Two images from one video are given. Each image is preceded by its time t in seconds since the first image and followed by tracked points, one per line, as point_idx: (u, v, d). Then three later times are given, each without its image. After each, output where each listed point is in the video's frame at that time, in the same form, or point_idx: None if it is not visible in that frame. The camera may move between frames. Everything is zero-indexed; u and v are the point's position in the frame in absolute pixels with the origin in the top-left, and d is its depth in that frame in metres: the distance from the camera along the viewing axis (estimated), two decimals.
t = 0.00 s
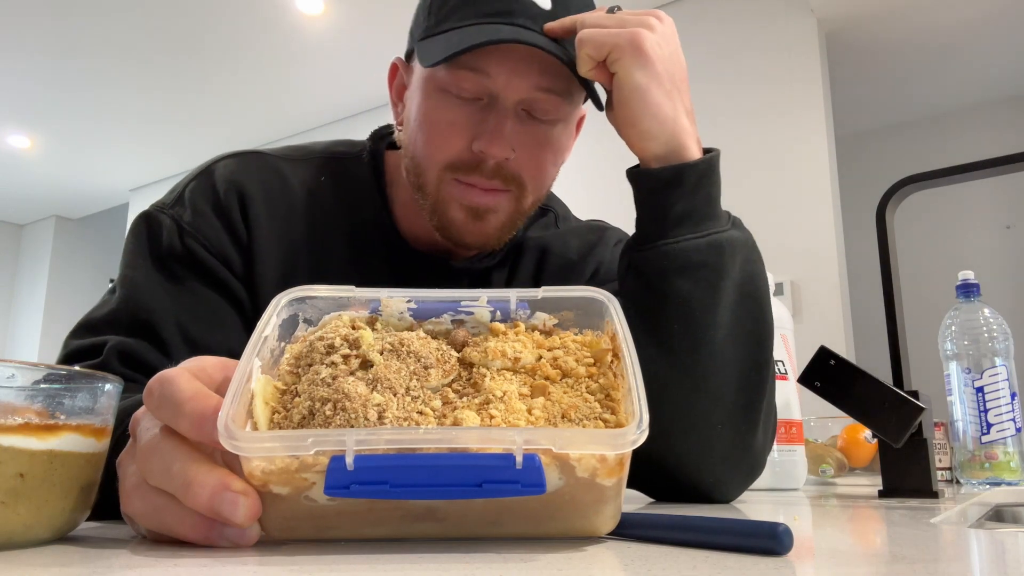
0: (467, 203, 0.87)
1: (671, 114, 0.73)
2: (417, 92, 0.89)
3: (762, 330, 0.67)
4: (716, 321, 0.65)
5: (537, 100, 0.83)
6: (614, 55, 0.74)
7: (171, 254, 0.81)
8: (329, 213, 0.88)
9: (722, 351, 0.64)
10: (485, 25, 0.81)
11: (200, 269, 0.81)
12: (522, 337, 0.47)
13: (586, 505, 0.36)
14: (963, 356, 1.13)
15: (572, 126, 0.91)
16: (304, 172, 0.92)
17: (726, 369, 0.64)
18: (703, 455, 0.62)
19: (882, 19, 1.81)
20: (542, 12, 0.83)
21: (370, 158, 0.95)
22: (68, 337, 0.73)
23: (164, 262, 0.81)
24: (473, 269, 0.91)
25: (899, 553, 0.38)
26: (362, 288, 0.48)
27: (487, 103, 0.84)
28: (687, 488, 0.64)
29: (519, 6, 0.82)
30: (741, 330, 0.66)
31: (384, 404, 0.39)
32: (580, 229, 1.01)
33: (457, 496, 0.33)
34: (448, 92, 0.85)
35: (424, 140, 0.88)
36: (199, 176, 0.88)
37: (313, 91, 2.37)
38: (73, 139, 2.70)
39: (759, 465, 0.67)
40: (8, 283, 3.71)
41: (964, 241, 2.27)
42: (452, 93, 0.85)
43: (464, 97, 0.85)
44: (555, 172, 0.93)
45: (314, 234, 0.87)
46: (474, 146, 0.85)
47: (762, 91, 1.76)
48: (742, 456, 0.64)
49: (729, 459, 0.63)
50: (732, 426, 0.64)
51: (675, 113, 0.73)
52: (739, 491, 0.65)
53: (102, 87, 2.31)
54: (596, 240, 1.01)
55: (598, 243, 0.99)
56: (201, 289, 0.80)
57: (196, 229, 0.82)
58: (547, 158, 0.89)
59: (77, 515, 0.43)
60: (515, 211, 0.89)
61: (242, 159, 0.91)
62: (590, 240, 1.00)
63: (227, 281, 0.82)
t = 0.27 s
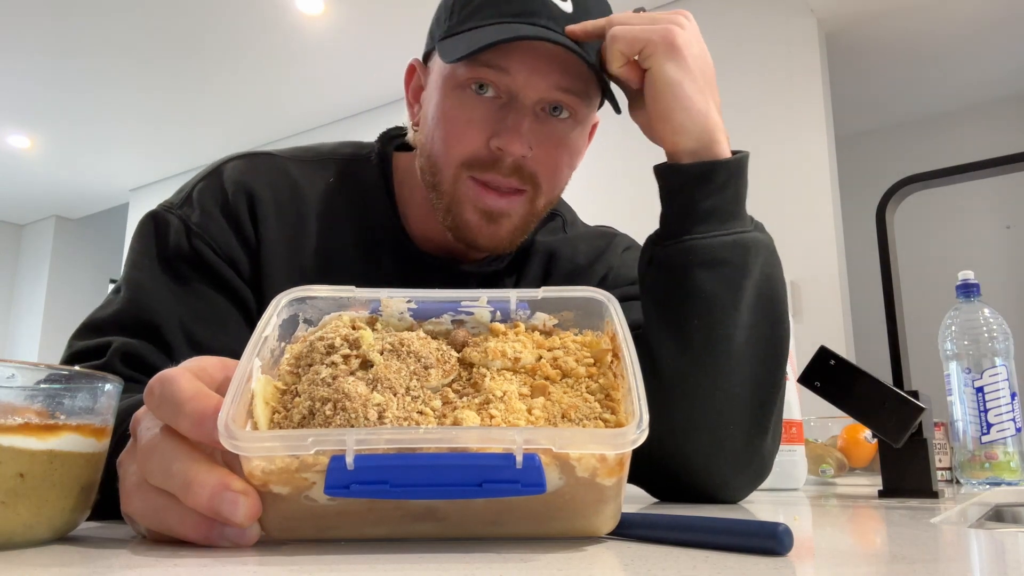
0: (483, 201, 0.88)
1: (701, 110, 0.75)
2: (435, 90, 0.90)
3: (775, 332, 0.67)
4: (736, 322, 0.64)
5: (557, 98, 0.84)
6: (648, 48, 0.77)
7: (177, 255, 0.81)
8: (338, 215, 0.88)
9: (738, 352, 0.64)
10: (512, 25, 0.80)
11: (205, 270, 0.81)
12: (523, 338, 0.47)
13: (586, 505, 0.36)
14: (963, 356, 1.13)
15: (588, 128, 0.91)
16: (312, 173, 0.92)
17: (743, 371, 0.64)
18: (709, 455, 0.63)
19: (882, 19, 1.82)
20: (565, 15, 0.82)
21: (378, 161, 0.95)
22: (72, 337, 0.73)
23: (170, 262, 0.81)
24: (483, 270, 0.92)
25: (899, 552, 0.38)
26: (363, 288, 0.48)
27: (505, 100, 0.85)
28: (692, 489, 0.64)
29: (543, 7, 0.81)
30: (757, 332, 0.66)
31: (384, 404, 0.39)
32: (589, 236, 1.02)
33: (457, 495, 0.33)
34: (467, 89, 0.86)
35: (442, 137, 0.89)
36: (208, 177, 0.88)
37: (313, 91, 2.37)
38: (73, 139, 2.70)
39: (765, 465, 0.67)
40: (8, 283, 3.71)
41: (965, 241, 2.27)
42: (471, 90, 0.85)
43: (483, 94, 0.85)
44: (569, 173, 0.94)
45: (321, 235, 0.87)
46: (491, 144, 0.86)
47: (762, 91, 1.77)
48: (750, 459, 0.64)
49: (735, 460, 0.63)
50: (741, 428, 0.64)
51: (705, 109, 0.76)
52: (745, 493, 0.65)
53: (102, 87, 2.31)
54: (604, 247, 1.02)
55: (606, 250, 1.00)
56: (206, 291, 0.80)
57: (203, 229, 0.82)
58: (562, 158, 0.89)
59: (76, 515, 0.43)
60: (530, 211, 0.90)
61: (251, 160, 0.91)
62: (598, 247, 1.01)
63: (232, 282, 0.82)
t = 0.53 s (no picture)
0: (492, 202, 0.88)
1: (710, 108, 0.76)
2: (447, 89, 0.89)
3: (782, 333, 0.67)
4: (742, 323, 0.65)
5: (570, 101, 0.84)
6: (652, 49, 0.79)
7: (179, 254, 0.81)
8: (341, 216, 0.88)
9: (742, 351, 0.64)
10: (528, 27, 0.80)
11: (208, 270, 0.81)
12: (523, 338, 0.47)
13: (586, 504, 0.36)
14: (963, 356, 1.13)
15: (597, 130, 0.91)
16: (315, 173, 0.92)
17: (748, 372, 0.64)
18: (712, 454, 0.63)
19: (882, 19, 1.82)
20: (579, 19, 0.82)
21: (381, 161, 0.95)
22: (74, 335, 0.73)
23: (172, 262, 0.81)
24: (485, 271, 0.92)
25: (899, 553, 0.38)
26: (363, 288, 0.48)
27: (517, 102, 0.85)
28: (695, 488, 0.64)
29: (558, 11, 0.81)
30: (761, 332, 0.66)
31: (384, 404, 0.39)
32: (590, 237, 1.02)
33: (457, 495, 0.33)
34: (480, 90, 0.85)
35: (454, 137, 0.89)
36: (211, 177, 0.88)
37: (313, 91, 2.37)
38: (73, 139, 2.70)
39: (768, 465, 0.67)
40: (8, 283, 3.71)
41: (965, 241, 2.27)
42: (484, 91, 0.85)
43: (496, 95, 0.85)
44: (578, 175, 0.94)
45: (324, 235, 0.87)
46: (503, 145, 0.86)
47: (762, 91, 1.77)
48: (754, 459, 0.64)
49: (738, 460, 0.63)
50: (745, 428, 0.63)
51: (713, 108, 0.77)
52: (747, 493, 0.65)
53: (102, 87, 2.31)
54: (605, 248, 1.02)
55: (608, 251, 1.01)
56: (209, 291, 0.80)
57: (206, 229, 0.82)
58: (572, 160, 0.90)
59: (76, 515, 0.43)
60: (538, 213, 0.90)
61: (254, 160, 0.91)
62: (599, 248, 1.01)
63: (234, 282, 0.82)
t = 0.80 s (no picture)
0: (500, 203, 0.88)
1: (713, 107, 0.76)
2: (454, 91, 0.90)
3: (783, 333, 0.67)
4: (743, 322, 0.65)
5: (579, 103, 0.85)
6: (653, 49, 0.79)
7: (179, 255, 0.81)
8: (342, 216, 0.88)
9: (743, 351, 0.64)
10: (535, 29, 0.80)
11: (208, 270, 0.81)
12: (523, 338, 0.47)
13: (586, 504, 0.36)
14: (963, 356, 1.13)
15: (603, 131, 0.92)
16: (316, 173, 0.92)
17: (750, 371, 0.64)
18: (713, 454, 0.63)
19: (882, 19, 1.82)
20: (586, 21, 0.83)
21: (382, 161, 0.95)
22: (74, 337, 0.73)
23: (172, 262, 0.81)
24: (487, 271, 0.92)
25: (899, 553, 0.38)
26: (363, 288, 0.48)
27: (526, 104, 0.85)
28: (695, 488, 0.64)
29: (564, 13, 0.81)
30: (764, 333, 0.66)
31: (384, 404, 0.39)
32: (590, 237, 1.02)
33: (457, 495, 0.33)
34: (488, 92, 0.86)
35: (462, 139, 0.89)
36: (212, 178, 0.88)
37: (313, 91, 2.37)
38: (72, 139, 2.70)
39: (769, 465, 0.67)
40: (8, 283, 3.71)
41: (965, 241, 2.27)
42: (492, 93, 0.86)
43: (505, 97, 0.86)
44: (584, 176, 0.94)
45: (325, 235, 0.87)
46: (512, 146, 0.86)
47: (762, 91, 1.77)
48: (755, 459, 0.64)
49: (739, 460, 0.63)
50: (746, 428, 0.63)
51: (715, 107, 0.77)
52: (748, 493, 0.65)
53: (102, 87, 2.31)
54: (605, 248, 1.02)
55: (608, 251, 1.01)
56: (209, 291, 0.80)
57: (206, 229, 0.82)
58: (580, 161, 0.90)
59: (76, 515, 0.43)
60: (546, 213, 0.91)
61: (254, 161, 0.91)
62: (600, 248, 1.01)
63: (234, 282, 0.82)
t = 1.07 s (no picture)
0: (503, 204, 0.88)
1: (715, 108, 0.76)
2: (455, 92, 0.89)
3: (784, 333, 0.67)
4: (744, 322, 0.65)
5: (580, 104, 0.85)
6: (656, 50, 0.79)
7: (179, 255, 0.81)
8: (342, 216, 0.88)
9: (744, 351, 0.64)
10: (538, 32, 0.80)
11: (207, 271, 0.81)
12: (522, 338, 0.47)
13: (586, 504, 0.36)
14: (963, 356, 1.13)
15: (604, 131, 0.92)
16: (316, 174, 0.92)
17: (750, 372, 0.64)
18: (714, 454, 0.63)
19: (882, 19, 1.82)
20: (587, 22, 0.83)
21: (381, 161, 0.96)
22: (74, 337, 0.73)
23: (172, 263, 0.81)
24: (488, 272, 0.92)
25: (899, 553, 0.38)
26: (363, 288, 0.48)
27: (528, 105, 0.85)
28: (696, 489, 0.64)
29: (567, 15, 0.82)
30: (765, 333, 0.66)
31: (384, 404, 0.39)
32: (590, 237, 1.02)
33: (457, 495, 0.33)
34: (490, 93, 0.86)
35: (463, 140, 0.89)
36: (212, 178, 0.89)
37: (313, 91, 2.37)
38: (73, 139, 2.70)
39: (769, 464, 0.67)
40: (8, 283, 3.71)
41: (965, 241, 2.27)
42: (495, 94, 0.86)
43: (507, 98, 0.85)
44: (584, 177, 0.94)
45: (324, 235, 0.87)
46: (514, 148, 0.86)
47: (762, 91, 1.77)
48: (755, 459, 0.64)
49: (738, 460, 0.63)
50: (746, 429, 0.63)
51: (717, 106, 0.77)
52: (748, 493, 0.65)
53: (102, 87, 2.31)
54: (605, 248, 1.02)
55: (608, 251, 1.01)
56: (209, 291, 0.80)
57: (206, 229, 0.82)
58: (581, 162, 0.90)
59: (76, 515, 0.43)
60: (547, 214, 0.91)
61: (254, 161, 0.91)
62: (600, 248, 1.01)
63: (234, 282, 0.82)
